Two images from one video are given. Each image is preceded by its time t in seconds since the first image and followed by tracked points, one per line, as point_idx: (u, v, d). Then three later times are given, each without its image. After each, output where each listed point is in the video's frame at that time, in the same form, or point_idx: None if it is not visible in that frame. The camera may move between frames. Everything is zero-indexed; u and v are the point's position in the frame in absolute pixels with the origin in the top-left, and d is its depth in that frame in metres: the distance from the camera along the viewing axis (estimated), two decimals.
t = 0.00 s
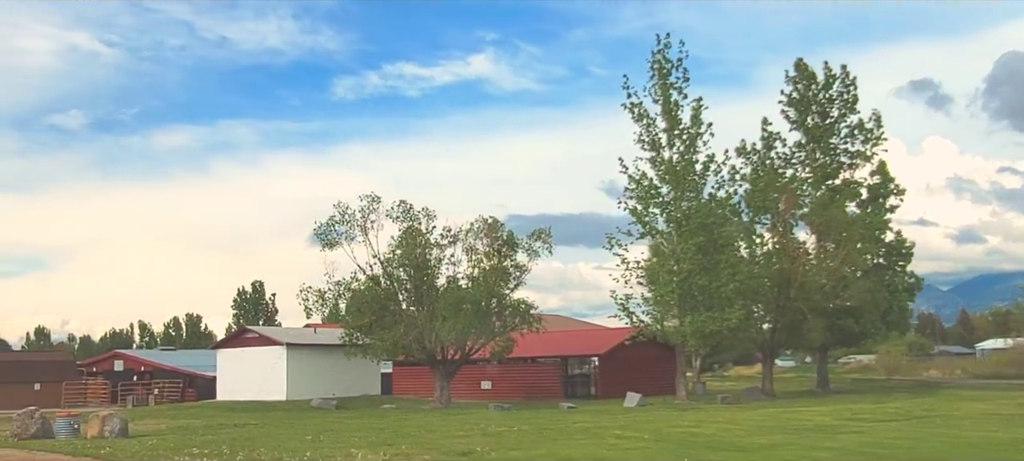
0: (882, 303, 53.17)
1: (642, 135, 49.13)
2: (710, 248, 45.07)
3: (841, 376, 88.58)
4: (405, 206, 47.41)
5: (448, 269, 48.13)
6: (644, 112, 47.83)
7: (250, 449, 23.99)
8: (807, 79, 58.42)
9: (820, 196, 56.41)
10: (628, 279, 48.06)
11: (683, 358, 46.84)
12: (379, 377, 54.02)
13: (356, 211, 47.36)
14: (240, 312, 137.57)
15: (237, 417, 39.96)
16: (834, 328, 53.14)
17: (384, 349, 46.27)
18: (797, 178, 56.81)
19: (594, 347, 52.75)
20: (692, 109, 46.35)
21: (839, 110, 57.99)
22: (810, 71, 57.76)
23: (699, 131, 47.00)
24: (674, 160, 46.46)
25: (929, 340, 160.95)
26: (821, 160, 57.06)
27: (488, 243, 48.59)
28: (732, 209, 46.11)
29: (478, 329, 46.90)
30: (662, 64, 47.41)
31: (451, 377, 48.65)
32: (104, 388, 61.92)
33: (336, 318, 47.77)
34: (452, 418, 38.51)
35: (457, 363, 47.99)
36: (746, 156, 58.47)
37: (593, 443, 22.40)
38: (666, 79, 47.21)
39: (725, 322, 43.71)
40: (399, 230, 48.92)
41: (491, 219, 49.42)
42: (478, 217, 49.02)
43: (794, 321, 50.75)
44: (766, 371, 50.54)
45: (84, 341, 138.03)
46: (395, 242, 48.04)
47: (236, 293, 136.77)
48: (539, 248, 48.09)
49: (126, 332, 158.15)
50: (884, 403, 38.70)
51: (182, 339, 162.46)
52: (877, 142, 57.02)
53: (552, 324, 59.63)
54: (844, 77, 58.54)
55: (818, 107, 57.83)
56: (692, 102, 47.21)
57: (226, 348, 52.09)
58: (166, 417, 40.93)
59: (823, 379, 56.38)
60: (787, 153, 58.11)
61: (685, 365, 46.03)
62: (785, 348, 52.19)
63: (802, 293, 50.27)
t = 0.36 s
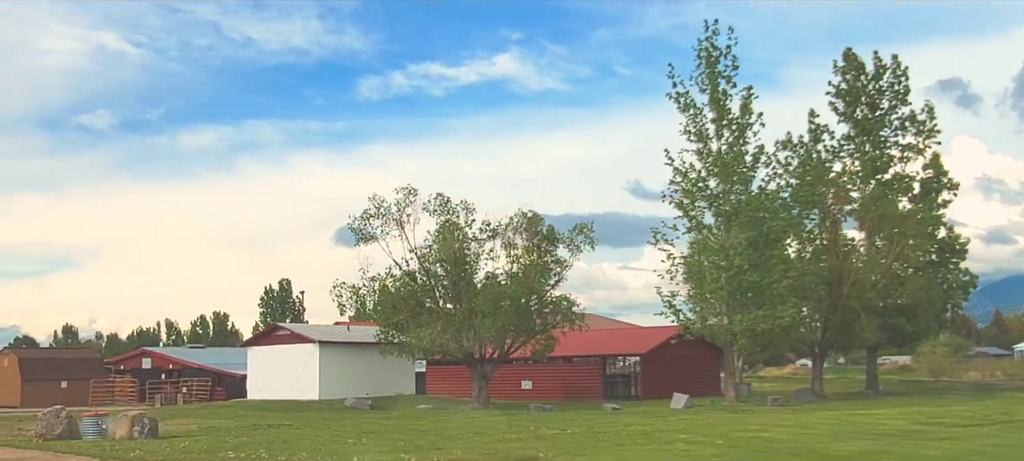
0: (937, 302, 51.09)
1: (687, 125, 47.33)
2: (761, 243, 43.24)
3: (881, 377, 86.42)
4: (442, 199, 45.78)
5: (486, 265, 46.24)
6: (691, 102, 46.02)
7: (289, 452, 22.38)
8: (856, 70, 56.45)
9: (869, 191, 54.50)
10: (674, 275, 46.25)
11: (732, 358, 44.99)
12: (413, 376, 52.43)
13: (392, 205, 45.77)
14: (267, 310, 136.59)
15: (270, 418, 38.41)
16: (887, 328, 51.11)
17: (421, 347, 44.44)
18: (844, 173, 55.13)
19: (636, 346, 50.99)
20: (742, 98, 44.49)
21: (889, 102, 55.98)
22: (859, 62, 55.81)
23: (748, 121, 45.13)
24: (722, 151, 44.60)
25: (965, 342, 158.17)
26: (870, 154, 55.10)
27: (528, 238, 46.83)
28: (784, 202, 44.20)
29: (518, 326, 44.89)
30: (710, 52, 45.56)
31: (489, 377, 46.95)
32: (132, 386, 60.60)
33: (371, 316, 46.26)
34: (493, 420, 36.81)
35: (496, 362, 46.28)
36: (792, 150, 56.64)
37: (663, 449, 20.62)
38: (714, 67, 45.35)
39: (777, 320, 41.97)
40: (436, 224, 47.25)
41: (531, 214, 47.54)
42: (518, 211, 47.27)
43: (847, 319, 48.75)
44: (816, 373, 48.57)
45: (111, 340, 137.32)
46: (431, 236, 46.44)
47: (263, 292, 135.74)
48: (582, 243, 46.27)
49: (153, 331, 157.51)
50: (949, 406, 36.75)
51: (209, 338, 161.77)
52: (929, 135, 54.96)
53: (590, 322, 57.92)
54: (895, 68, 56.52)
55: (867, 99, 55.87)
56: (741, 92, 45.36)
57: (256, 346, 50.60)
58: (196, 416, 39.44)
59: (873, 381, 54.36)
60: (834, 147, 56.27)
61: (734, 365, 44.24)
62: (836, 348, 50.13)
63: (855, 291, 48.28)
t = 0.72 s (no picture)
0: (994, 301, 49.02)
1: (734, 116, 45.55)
2: (814, 238, 41.53)
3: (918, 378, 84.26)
4: (479, 192, 44.18)
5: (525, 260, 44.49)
6: (739, 92, 44.24)
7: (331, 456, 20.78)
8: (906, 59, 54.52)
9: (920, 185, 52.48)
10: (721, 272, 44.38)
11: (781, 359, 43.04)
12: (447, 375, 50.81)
13: (428, 198, 44.19)
14: (291, 309, 135.42)
15: (304, 418, 36.91)
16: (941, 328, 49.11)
17: (457, 345, 42.56)
18: (894, 165, 53.07)
19: (678, 345, 49.17)
20: (793, 87, 42.69)
21: (941, 93, 53.98)
22: (909, 51, 53.91)
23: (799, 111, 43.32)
24: (772, 142, 42.82)
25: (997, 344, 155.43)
26: (921, 146, 53.10)
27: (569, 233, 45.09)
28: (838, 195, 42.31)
29: (559, 324, 42.70)
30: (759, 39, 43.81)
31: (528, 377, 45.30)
32: (158, 385, 59.67)
33: (405, 312, 44.69)
34: (538, 423, 35.14)
35: (535, 362, 44.55)
36: (839, 142, 54.76)
37: (739, 455, 18.94)
38: (763, 55, 43.57)
39: (833, 318, 40.06)
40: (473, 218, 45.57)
41: (571, 208, 45.75)
42: (557, 205, 45.50)
43: (901, 318, 46.73)
44: (867, 374, 46.66)
45: (135, 338, 136.40)
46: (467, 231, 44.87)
47: (288, 290, 134.53)
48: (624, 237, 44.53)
49: (178, 329, 156.70)
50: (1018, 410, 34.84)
51: (233, 336, 160.84)
52: (984, 126, 52.90)
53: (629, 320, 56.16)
54: (947, 58, 54.52)
55: (918, 89, 53.92)
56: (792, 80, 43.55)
57: (286, 344, 49.10)
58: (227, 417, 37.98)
59: (924, 382, 52.39)
60: (883, 139, 54.37)
61: (783, 366, 42.36)
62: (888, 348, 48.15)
63: (909, 289, 46.33)
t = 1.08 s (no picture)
0: None
1: (783, 106, 43.69)
2: (869, 231, 39.70)
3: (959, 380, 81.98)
4: (518, 183, 42.41)
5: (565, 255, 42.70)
6: (790, 79, 42.37)
7: None
8: (959, 47, 52.43)
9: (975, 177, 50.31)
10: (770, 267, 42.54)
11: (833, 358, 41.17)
12: (481, 374, 49.14)
13: (464, 190, 42.47)
14: (315, 307, 134.21)
15: (337, 419, 35.37)
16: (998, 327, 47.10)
17: (495, 343, 40.84)
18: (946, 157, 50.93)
19: (721, 344, 47.32)
20: (849, 73, 40.80)
21: (995, 82, 51.87)
22: (962, 38, 51.84)
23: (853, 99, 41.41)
24: (825, 131, 40.95)
25: None
26: (974, 138, 51.02)
27: (611, 226, 43.26)
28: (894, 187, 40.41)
29: (600, 322, 40.83)
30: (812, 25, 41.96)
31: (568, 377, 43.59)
32: (183, 383, 58.76)
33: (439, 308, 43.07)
34: (582, 425, 33.44)
35: (574, 360, 42.78)
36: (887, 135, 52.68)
37: None
38: (815, 41, 41.70)
39: (890, 315, 38.21)
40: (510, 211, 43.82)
41: (613, 201, 43.87)
42: (599, 198, 43.65)
43: (960, 316, 44.72)
44: (922, 375, 44.70)
45: (159, 336, 135.52)
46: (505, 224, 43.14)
47: (313, 288, 133.31)
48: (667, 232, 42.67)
49: (202, 328, 155.81)
50: None
51: (257, 335, 159.88)
52: None
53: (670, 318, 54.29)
54: (1001, 46, 52.40)
55: (971, 79, 51.86)
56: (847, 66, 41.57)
57: (315, 341, 47.53)
58: (256, 417, 36.47)
59: (978, 383, 50.31)
60: (935, 131, 52.30)
61: (836, 365, 40.57)
62: (943, 347, 46.17)
63: (968, 286, 44.36)
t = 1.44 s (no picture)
0: None
1: (832, 95, 41.93)
2: (926, 226, 37.97)
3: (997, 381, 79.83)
4: (556, 175, 40.82)
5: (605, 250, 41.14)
6: (840, 66, 40.60)
7: None
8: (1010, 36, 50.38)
9: None
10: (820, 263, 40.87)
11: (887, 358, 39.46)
12: (516, 374, 47.56)
13: (501, 182, 40.95)
14: (339, 306, 132.98)
15: (371, 420, 33.89)
16: None
17: (534, 341, 39.33)
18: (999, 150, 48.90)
19: (766, 343, 45.57)
20: (904, 60, 38.98)
21: None
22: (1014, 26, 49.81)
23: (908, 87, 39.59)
24: (878, 120, 39.18)
25: None
26: None
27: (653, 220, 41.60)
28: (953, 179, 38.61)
29: (642, 319, 39.24)
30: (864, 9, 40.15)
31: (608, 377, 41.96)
32: (208, 382, 57.54)
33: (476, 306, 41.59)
34: (628, 427, 31.85)
35: (616, 360, 41.15)
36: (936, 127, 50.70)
37: None
38: (868, 26, 39.89)
39: (950, 314, 36.51)
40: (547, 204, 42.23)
41: (654, 194, 42.22)
42: (640, 191, 42.04)
43: (1018, 314, 42.88)
44: (978, 377, 42.86)
45: (182, 335, 134.59)
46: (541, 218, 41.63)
47: (337, 286, 132.04)
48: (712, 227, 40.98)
49: (224, 327, 154.88)
50: None
51: (280, 334, 158.85)
52: None
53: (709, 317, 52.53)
54: None
55: None
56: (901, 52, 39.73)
57: (345, 339, 46.08)
58: (287, 418, 35.03)
59: None
60: (986, 123, 50.32)
61: (889, 365, 38.96)
62: (998, 348, 44.31)
63: None
